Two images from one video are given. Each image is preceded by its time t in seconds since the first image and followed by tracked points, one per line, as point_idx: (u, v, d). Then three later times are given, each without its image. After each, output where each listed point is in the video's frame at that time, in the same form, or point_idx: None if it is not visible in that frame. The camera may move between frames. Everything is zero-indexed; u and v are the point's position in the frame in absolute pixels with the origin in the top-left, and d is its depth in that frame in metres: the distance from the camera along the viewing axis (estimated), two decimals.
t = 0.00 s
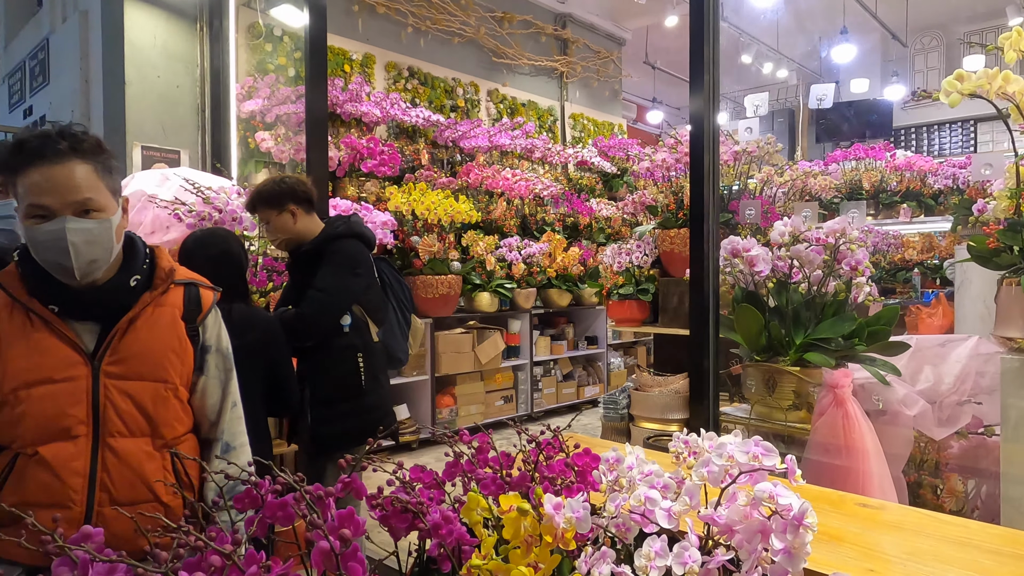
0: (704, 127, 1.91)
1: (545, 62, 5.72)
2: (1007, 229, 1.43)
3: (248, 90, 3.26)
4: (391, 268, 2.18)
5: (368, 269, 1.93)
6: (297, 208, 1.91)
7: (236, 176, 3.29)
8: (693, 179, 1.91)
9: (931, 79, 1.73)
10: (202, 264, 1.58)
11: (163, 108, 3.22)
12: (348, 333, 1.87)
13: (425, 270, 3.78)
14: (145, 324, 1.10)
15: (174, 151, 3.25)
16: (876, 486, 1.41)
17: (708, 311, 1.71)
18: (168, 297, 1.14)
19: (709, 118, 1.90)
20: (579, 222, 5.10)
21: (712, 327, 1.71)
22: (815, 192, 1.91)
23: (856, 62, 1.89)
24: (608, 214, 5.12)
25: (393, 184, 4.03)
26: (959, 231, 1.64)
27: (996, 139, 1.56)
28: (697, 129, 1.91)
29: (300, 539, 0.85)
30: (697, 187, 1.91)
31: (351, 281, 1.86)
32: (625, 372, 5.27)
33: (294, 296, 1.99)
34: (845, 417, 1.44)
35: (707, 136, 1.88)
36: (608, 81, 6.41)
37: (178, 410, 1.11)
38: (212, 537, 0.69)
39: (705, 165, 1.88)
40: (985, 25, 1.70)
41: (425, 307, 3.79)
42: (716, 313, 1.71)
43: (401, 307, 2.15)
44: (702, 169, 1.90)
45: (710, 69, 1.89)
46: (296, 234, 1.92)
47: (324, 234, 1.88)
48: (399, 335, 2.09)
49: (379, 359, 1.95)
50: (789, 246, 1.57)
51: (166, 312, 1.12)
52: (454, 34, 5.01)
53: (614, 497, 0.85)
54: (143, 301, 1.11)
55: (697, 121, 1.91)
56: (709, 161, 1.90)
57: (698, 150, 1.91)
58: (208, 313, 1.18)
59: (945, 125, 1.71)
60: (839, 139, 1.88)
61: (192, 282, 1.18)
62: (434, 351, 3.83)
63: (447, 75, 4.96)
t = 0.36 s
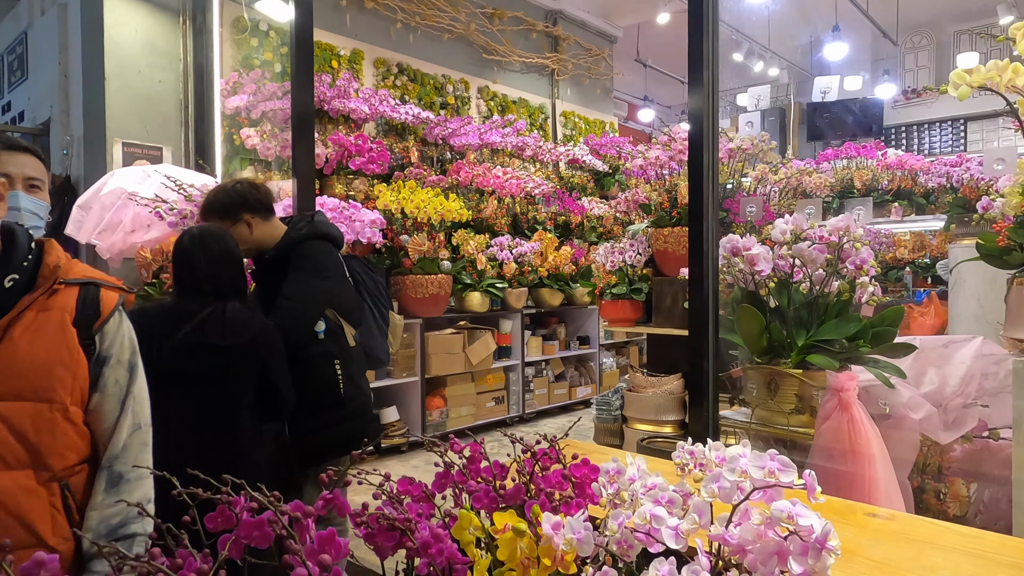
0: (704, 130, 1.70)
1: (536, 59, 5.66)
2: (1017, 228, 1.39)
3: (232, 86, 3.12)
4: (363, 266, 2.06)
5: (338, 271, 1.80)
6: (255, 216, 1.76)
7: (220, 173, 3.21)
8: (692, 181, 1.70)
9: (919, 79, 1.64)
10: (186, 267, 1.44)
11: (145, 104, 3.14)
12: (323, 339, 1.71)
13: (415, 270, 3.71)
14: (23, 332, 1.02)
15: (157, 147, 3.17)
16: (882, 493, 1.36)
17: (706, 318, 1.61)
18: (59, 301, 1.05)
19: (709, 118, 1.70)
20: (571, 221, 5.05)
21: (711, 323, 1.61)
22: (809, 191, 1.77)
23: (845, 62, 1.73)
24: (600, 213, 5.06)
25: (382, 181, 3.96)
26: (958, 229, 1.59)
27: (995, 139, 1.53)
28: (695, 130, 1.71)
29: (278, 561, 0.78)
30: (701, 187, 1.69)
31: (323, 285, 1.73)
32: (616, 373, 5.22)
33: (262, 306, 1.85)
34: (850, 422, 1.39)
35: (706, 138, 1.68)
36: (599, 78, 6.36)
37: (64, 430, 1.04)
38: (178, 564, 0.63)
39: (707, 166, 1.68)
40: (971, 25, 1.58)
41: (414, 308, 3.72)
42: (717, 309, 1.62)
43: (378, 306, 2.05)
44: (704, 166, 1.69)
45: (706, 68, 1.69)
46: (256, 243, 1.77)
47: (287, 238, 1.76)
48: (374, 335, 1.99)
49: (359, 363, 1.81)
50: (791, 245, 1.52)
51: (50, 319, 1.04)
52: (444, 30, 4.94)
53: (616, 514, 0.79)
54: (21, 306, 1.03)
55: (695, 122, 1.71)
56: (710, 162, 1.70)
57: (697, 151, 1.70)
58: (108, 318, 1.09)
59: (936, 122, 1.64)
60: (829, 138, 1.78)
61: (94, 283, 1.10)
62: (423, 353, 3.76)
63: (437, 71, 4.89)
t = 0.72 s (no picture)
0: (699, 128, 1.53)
1: (525, 57, 5.59)
2: None
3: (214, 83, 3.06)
4: (316, 265, 1.97)
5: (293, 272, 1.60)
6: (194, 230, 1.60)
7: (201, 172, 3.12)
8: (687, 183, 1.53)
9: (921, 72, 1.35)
10: (165, 286, 1.42)
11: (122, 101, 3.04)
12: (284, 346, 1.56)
13: (402, 271, 3.63)
14: None
15: (135, 146, 3.07)
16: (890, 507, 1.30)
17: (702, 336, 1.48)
18: None
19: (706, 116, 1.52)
20: (561, 221, 4.98)
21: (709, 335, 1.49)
22: (802, 193, 1.52)
23: (838, 62, 1.43)
24: (591, 213, 5.01)
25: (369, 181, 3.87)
26: (952, 229, 1.32)
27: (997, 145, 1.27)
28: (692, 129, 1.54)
29: None
30: (694, 190, 1.52)
31: (281, 290, 1.54)
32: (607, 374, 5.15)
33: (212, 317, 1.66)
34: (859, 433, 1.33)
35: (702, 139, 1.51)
36: (589, 77, 6.30)
37: None
38: None
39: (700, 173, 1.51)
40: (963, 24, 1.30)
41: (403, 310, 3.65)
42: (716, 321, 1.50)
43: (336, 301, 1.96)
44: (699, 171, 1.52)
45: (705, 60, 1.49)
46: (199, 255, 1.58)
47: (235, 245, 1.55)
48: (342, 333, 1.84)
49: (328, 365, 1.64)
50: (791, 249, 1.47)
51: None
52: (433, 27, 4.86)
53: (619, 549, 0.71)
54: None
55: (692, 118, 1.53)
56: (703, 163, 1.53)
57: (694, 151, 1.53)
58: None
59: (925, 121, 1.37)
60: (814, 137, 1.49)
61: None
62: (411, 356, 3.68)
63: (425, 69, 4.81)
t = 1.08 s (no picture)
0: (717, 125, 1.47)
1: (519, 52, 5.52)
2: None
3: (202, 76, 2.96)
4: (302, 265, 1.91)
5: (279, 274, 1.67)
6: (182, 219, 1.64)
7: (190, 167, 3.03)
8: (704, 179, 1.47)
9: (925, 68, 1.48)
10: (118, 283, 1.36)
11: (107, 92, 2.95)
12: (263, 348, 1.65)
13: (396, 269, 3.56)
14: None
15: (121, 140, 2.98)
16: (918, 514, 1.25)
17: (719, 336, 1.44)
18: None
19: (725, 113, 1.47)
20: (556, 218, 4.92)
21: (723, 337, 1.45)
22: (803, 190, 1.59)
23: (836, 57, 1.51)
24: (586, 210, 4.91)
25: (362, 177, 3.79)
26: (949, 227, 1.40)
27: (991, 142, 1.38)
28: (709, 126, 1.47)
29: None
30: (711, 189, 1.46)
31: (261, 291, 1.61)
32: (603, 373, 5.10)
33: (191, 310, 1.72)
34: (880, 437, 1.29)
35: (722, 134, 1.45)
36: (583, 73, 6.25)
37: None
38: None
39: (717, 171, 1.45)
40: (957, 23, 1.43)
41: (397, 309, 3.57)
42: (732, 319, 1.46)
43: (319, 307, 1.90)
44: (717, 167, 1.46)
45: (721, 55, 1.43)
46: (186, 247, 1.66)
47: (220, 242, 1.62)
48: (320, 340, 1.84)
49: (304, 369, 1.76)
50: (812, 245, 1.41)
51: None
52: (426, 22, 4.78)
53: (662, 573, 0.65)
54: None
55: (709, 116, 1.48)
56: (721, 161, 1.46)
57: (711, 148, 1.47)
58: None
59: (917, 120, 1.50)
60: (809, 134, 1.57)
61: None
62: (406, 355, 3.60)
63: (418, 63, 4.73)
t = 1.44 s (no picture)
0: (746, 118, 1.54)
1: (518, 51, 5.49)
2: None
3: (202, 73, 2.89)
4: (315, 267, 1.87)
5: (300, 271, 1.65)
6: (212, 204, 1.62)
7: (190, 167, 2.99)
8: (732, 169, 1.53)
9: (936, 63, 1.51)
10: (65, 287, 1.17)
11: (106, 90, 2.89)
12: (282, 347, 1.62)
13: (399, 270, 3.52)
14: None
15: (120, 139, 2.94)
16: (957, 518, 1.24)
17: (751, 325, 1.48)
18: None
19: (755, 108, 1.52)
20: (556, 218, 4.89)
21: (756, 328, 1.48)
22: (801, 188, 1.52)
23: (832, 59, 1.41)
24: (587, 209, 4.81)
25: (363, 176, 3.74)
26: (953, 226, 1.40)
27: (985, 142, 1.43)
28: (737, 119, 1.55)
29: None
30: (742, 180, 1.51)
31: (284, 287, 1.58)
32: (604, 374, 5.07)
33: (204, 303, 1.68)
34: (917, 441, 1.28)
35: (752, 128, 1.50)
36: (581, 72, 6.23)
37: None
38: None
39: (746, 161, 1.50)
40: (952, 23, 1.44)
41: (400, 310, 3.53)
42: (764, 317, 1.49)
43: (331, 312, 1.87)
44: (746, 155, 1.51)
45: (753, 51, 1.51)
46: (210, 235, 1.62)
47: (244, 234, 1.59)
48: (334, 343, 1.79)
49: (319, 371, 1.73)
50: (842, 247, 1.38)
51: None
52: (425, 20, 4.73)
53: None
54: None
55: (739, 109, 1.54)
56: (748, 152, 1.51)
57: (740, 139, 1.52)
58: None
59: (913, 121, 1.55)
60: (805, 134, 1.49)
61: None
62: (410, 356, 3.56)
63: (418, 62, 4.68)
